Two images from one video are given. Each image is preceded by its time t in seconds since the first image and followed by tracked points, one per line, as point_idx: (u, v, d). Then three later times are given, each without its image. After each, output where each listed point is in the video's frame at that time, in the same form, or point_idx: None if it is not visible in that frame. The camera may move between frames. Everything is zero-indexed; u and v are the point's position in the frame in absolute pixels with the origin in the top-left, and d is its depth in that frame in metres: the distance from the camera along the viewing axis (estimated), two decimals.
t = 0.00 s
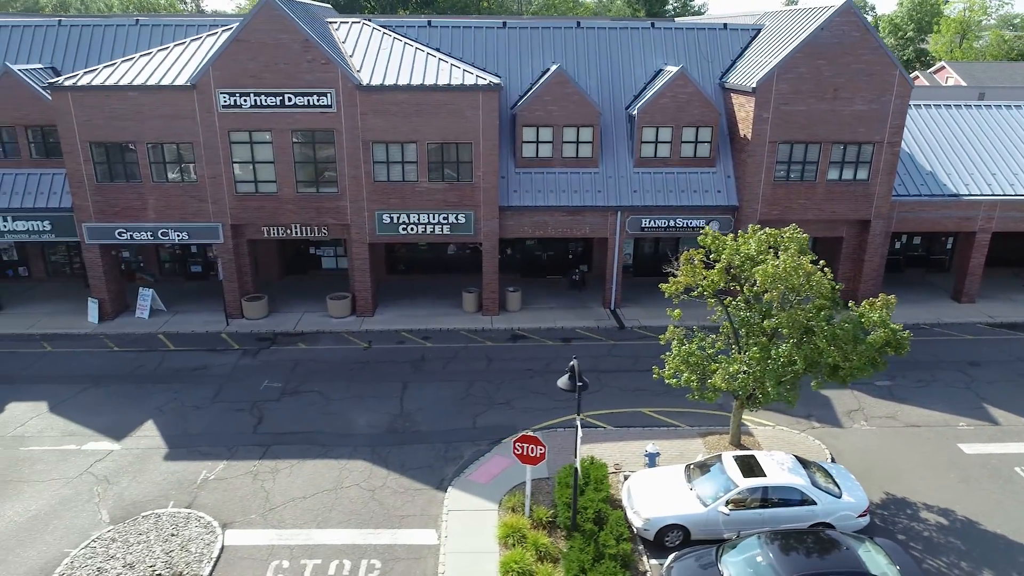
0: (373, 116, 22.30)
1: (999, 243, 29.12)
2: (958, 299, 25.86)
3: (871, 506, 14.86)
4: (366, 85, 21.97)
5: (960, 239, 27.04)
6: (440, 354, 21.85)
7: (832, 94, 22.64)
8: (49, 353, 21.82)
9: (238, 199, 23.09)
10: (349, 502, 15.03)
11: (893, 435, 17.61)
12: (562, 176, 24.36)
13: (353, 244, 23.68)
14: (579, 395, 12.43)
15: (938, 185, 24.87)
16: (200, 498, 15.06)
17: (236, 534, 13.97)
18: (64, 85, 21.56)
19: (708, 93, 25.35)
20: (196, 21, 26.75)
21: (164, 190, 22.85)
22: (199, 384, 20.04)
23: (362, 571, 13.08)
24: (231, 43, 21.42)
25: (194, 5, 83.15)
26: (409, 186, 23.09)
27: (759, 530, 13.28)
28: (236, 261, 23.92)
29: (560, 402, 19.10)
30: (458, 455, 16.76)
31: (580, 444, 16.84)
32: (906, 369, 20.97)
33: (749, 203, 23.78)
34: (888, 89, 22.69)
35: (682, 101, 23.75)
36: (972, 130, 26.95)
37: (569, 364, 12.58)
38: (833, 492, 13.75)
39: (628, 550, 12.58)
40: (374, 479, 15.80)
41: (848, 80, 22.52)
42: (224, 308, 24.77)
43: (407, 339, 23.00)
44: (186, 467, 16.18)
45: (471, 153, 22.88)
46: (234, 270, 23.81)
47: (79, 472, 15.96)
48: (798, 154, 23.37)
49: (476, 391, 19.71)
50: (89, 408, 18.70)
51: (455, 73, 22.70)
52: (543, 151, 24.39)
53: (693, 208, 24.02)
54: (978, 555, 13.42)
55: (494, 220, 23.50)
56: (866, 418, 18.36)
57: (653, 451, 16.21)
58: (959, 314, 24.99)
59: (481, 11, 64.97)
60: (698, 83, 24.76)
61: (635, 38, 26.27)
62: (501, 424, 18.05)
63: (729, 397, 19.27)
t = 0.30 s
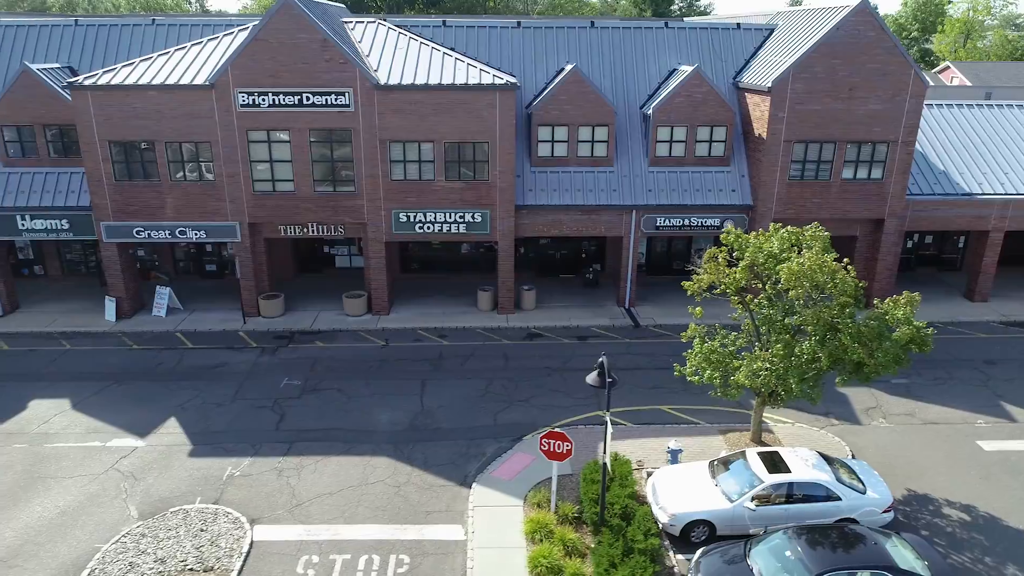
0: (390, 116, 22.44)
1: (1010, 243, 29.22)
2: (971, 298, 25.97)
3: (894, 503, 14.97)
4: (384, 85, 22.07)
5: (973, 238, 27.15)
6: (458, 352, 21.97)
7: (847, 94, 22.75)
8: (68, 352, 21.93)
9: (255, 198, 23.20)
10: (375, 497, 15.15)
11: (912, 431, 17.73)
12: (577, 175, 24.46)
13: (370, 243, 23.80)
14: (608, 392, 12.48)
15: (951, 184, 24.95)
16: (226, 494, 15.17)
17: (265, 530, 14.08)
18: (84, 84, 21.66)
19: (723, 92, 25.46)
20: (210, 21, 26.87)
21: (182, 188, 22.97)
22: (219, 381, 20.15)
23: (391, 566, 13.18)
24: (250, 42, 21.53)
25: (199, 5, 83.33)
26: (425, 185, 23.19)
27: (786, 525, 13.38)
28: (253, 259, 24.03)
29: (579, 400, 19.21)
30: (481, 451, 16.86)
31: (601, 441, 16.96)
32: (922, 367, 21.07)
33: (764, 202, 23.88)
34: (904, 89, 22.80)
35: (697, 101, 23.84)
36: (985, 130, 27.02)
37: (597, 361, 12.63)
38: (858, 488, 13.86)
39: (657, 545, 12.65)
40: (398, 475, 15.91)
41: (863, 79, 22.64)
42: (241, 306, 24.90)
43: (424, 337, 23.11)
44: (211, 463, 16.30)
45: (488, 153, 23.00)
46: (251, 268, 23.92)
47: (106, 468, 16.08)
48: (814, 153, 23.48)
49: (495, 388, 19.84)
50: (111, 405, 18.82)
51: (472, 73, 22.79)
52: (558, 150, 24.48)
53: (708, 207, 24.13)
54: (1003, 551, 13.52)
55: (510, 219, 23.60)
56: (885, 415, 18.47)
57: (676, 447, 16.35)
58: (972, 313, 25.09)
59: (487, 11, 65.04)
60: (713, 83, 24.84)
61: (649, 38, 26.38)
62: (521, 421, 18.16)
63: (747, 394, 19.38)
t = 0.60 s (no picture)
0: (408, 115, 22.54)
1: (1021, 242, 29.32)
2: (983, 297, 26.08)
3: (916, 499, 15.08)
4: (402, 84, 22.18)
5: (985, 238, 27.28)
6: (475, 351, 22.08)
7: (862, 93, 22.86)
8: (87, 350, 22.04)
9: (273, 197, 23.31)
10: (400, 494, 15.25)
11: (930, 429, 17.83)
12: (592, 174, 24.55)
13: (387, 242, 23.91)
14: (637, 388, 12.56)
15: (964, 183, 25.04)
16: (253, 491, 15.28)
17: (293, 526, 14.19)
18: (103, 83, 21.76)
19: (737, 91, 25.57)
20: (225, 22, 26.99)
21: (200, 188, 23.09)
22: (239, 379, 20.26)
23: (420, 562, 13.28)
24: (269, 42, 21.64)
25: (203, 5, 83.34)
26: (442, 184, 23.31)
27: (811, 521, 13.50)
28: (269, 258, 24.14)
29: (598, 397, 19.32)
30: (503, 448, 16.98)
31: (623, 438, 17.07)
32: (938, 366, 21.17)
33: (778, 201, 23.99)
34: (918, 88, 22.91)
35: (712, 100, 23.94)
36: (997, 129, 27.12)
37: (626, 358, 12.72)
38: (882, 484, 13.97)
39: (685, 540, 12.76)
40: (422, 472, 16.02)
41: (878, 79, 22.76)
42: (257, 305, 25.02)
43: (441, 336, 23.22)
44: (236, 460, 16.42)
45: (504, 152, 23.10)
46: (268, 266, 24.04)
47: (132, 465, 16.19)
48: (828, 153, 23.59)
49: (514, 386, 19.95)
50: (134, 403, 18.94)
51: (489, 73, 22.90)
52: (573, 149, 24.57)
53: (722, 206, 24.24)
54: None
55: (525, 218, 23.71)
56: (903, 413, 18.58)
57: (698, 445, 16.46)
58: (985, 311, 25.20)
59: (493, 11, 65.10)
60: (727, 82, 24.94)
61: (663, 38, 26.51)
62: (542, 419, 18.28)
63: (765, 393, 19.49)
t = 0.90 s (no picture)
0: (425, 115, 22.67)
1: None
2: (996, 296, 26.18)
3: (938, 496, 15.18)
4: (419, 84, 22.29)
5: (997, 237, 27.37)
6: (492, 349, 22.20)
7: (877, 94, 22.97)
8: (107, 349, 22.15)
9: (290, 196, 23.43)
10: (426, 491, 15.37)
11: (949, 427, 17.93)
12: (607, 173, 24.66)
13: (403, 241, 24.03)
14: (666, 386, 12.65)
15: (976, 183, 25.14)
16: (279, 488, 15.40)
17: (321, 522, 14.31)
18: (123, 84, 21.88)
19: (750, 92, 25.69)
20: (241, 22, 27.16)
21: (218, 187, 23.21)
22: (260, 378, 20.38)
23: (449, 557, 13.39)
24: (288, 42, 21.75)
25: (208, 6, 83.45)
26: (458, 183, 23.43)
27: (837, 518, 13.61)
28: (286, 257, 24.26)
29: (617, 395, 19.44)
30: (525, 446, 17.10)
31: (644, 436, 17.19)
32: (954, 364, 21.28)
33: (793, 200, 24.10)
34: (933, 88, 23.02)
35: (727, 100, 24.03)
36: (1009, 129, 27.21)
37: (654, 355, 12.81)
38: (905, 481, 14.09)
39: (713, 535, 12.85)
40: (446, 470, 16.13)
41: (893, 79, 22.87)
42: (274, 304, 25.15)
43: (457, 334, 23.33)
44: (261, 457, 16.54)
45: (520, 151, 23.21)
46: (285, 265, 24.16)
47: (157, 462, 16.31)
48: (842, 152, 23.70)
49: (533, 384, 20.07)
50: (156, 401, 19.06)
51: (506, 73, 23.00)
52: (588, 148, 24.67)
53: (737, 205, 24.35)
54: None
55: (541, 217, 23.82)
56: (921, 411, 18.68)
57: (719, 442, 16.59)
58: (998, 310, 25.30)
59: (500, 11, 65.24)
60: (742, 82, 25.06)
61: (676, 38, 26.63)
62: (563, 416, 18.39)
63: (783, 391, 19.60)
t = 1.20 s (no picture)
0: (442, 115, 22.79)
1: None
2: (1008, 295, 26.28)
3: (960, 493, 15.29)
4: (437, 85, 22.40)
5: (1009, 236, 27.48)
6: (509, 348, 22.31)
7: (891, 94, 23.09)
8: (126, 348, 22.25)
9: (307, 195, 23.55)
10: (451, 488, 15.47)
11: (967, 425, 18.03)
12: (622, 173, 24.78)
13: (419, 240, 24.14)
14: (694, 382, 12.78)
15: (989, 182, 25.25)
16: (305, 484, 15.52)
17: (349, 518, 14.42)
18: (142, 83, 22.00)
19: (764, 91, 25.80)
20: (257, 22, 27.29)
21: (236, 187, 23.33)
22: (279, 376, 20.49)
23: (477, 553, 13.50)
24: (307, 42, 21.87)
25: (212, 6, 83.41)
26: (475, 183, 23.55)
27: (862, 514, 13.72)
28: (303, 256, 24.38)
29: (636, 393, 19.55)
30: (547, 443, 17.21)
31: (665, 434, 17.30)
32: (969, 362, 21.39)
33: (807, 199, 24.21)
34: (947, 88, 23.13)
35: (742, 100, 24.14)
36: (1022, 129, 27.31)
37: (682, 353, 12.95)
38: (929, 478, 14.20)
39: (740, 531, 12.96)
40: (469, 467, 16.24)
41: (908, 79, 22.99)
42: (290, 303, 25.27)
43: (474, 333, 23.45)
44: (285, 454, 16.66)
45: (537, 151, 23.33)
46: (302, 265, 24.28)
47: (183, 459, 16.42)
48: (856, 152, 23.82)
49: (552, 383, 20.17)
50: (178, 399, 19.17)
51: (523, 73, 23.11)
52: (603, 148, 24.78)
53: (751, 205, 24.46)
54: None
55: (557, 217, 23.94)
56: (939, 409, 18.78)
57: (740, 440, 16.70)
58: (1011, 309, 25.39)
59: (505, 11, 65.34)
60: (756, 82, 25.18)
61: (690, 38, 26.75)
62: (583, 414, 18.50)
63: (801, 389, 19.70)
